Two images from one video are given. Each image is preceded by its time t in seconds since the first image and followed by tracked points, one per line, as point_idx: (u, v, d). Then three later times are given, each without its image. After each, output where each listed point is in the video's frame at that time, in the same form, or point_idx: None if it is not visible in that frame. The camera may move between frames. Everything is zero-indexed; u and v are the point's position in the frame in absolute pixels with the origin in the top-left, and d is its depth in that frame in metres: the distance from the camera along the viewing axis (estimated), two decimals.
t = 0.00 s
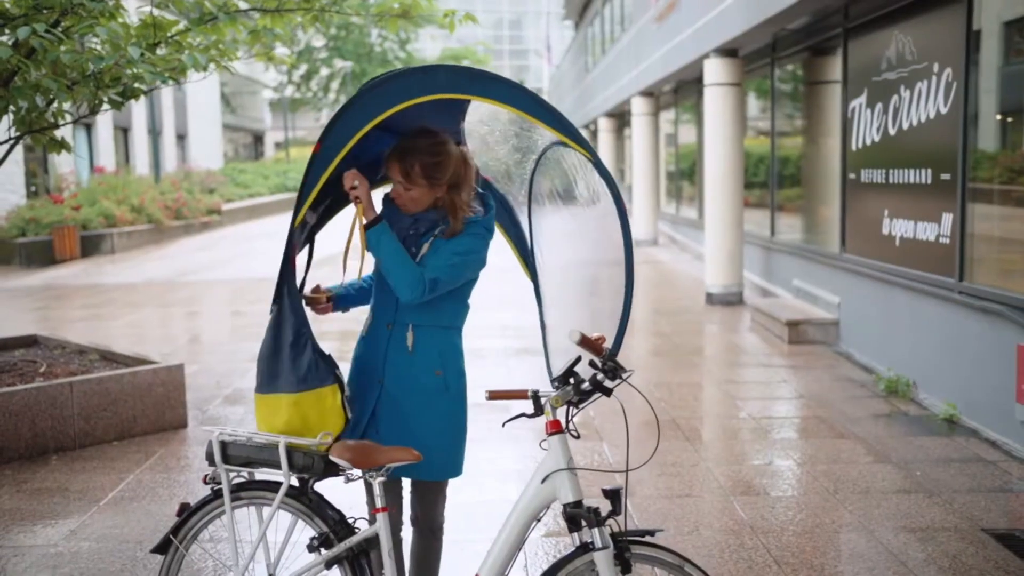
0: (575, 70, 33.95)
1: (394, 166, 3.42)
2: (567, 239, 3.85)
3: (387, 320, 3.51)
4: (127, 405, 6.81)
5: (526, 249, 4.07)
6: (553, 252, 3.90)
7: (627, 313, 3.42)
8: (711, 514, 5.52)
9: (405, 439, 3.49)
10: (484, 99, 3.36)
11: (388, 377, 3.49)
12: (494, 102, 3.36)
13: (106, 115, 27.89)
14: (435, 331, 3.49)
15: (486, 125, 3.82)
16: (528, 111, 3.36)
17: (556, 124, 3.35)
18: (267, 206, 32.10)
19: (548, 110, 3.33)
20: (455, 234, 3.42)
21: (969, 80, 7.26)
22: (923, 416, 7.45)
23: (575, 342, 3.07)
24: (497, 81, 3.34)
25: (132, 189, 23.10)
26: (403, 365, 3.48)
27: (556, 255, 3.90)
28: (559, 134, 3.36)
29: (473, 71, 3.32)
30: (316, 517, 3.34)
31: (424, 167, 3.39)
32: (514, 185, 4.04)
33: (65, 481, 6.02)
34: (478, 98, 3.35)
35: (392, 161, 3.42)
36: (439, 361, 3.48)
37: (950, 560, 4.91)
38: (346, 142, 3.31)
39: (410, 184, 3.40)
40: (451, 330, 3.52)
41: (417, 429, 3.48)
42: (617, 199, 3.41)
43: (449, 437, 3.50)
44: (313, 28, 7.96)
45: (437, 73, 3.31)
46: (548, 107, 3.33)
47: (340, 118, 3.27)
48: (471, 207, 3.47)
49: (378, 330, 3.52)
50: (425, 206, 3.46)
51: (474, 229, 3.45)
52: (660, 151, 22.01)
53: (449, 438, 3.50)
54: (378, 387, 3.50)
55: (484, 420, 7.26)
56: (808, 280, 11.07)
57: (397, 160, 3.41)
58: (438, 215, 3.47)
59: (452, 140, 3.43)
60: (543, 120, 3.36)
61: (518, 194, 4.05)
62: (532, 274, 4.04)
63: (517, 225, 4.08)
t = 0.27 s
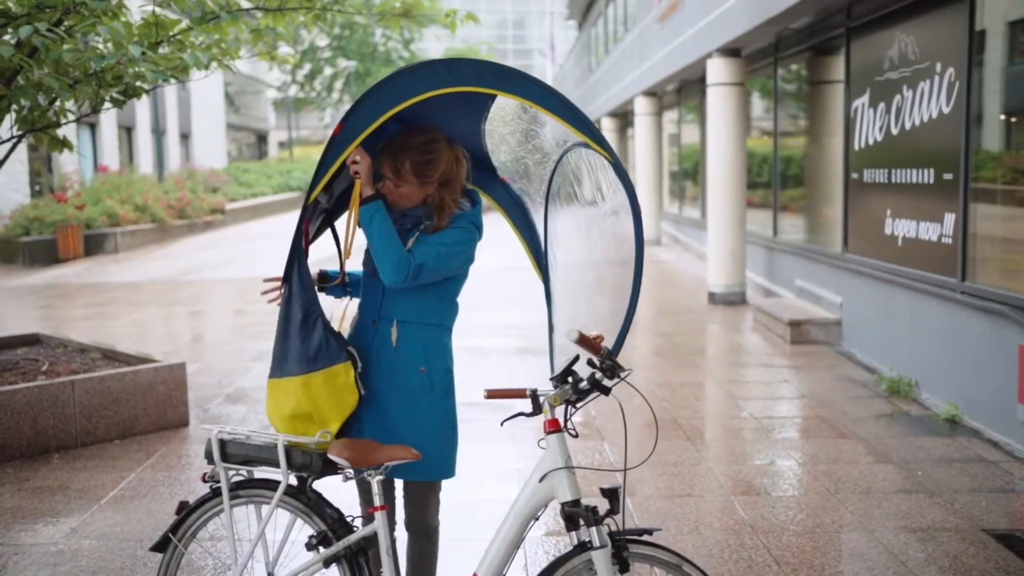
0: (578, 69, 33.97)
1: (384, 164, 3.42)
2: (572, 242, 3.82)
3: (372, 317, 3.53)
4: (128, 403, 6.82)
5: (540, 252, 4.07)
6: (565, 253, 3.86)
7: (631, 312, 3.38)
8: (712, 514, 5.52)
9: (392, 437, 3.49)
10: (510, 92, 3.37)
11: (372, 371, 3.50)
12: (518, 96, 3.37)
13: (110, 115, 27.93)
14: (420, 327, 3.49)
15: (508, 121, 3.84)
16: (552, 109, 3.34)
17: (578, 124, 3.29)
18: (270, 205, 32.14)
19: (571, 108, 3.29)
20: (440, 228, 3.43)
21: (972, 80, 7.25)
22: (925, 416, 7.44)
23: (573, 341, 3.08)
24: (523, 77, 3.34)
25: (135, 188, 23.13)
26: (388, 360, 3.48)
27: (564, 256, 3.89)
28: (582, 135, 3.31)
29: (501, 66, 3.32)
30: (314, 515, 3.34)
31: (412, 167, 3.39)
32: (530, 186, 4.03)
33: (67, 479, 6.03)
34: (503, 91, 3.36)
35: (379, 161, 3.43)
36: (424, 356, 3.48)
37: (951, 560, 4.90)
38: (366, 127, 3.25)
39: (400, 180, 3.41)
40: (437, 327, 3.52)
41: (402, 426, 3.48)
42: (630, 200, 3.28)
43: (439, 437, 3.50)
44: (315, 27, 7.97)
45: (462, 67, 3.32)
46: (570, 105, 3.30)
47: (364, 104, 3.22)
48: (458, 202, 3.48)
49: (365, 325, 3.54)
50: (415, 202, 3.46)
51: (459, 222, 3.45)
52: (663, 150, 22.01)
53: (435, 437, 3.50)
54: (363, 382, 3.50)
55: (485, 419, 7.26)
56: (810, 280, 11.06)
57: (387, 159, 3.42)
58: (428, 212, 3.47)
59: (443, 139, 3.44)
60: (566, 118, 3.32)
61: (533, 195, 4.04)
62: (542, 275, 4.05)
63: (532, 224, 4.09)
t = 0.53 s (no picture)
0: (584, 69, 33.97)
1: (388, 160, 3.42)
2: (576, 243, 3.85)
3: (369, 317, 3.53)
4: (132, 402, 6.84)
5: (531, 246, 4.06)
6: (562, 248, 3.90)
7: (632, 309, 3.40)
8: (714, 514, 5.51)
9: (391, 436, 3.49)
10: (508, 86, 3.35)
11: (371, 371, 3.50)
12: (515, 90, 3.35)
13: (116, 114, 27.99)
14: (418, 326, 3.49)
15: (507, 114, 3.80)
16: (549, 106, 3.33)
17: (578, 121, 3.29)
18: (276, 204, 32.19)
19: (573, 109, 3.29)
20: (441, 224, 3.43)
21: (978, 80, 7.23)
22: (930, 416, 7.42)
23: (571, 340, 3.07)
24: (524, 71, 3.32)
25: (141, 188, 23.18)
26: (386, 360, 3.48)
27: (564, 255, 3.90)
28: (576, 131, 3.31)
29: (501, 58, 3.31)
30: (314, 514, 3.35)
31: (416, 162, 3.39)
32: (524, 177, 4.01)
33: (70, 478, 6.04)
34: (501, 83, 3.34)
35: (383, 156, 3.43)
36: (422, 356, 3.48)
37: (954, 561, 4.89)
38: (362, 110, 3.22)
39: (402, 177, 3.41)
40: (434, 326, 3.52)
41: (400, 425, 3.48)
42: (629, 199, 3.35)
43: (438, 433, 3.51)
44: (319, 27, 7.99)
45: (461, 57, 3.29)
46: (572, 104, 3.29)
47: (357, 87, 3.20)
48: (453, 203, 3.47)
49: (362, 325, 3.54)
50: (414, 200, 3.45)
51: (456, 219, 3.45)
52: (668, 150, 21.99)
53: (434, 436, 3.50)
54: (363, 383, 3.50)
55: (487, 419, 7.26)
56: (815, 280, 11.04)
57: (391, 155, 3.41)
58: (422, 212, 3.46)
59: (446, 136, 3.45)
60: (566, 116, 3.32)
61: (526, 187, 4.02)
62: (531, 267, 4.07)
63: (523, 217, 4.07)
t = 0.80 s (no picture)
0: (590, 68, 33.96)
1: (391, 157, 3.40)
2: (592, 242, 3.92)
3: (380, 318, 3.50)
4: (137, 401, 6.85)
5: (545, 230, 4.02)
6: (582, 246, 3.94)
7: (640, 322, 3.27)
8: (718, 514, 5.50)
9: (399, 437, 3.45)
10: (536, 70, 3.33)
11: (387, 372, 3.47)
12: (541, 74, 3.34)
13: (124, 114, 28.06)
14: (428, 325, 3.47)
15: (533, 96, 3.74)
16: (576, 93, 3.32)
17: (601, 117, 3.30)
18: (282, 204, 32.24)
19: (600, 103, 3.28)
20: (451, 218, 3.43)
21: (983, 80, 7.22)
22: (935, 417, 7.40)
23: (570, 340, 3.05)
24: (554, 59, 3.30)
25: (148, 187, 23.23)
26: (399, 362, 3.46)
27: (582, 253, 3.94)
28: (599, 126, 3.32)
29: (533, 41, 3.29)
30: (315, 513, 3.35)
31: (421, 156, 3.38)
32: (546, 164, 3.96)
33: (75, 476, 6.06)
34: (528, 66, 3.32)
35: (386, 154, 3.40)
36: (434, 356, 3.45)
37: (958, 563, 4.88)
38: (392, 77, 3.13)
39: (409, 173, 3.40)
40: (444, 324, 3.49)
41: (409, 425, 3.44)
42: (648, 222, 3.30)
43: (449, 431, 3.46)
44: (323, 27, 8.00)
45: (495, 34, 3.25)
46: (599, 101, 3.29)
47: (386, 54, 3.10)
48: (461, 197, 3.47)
49: (373, 329, 3.51)
50: (421, 196, 3.45)
51: (464, 214, 3.44)
52: (675, 150, 21.98)
53: (448, 435, 3.45)
54: (376, 387, 3.47)
55: (491, 418, 7.26)
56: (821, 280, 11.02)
57: (393, 149, 3.39)
58: (429, 208, 3.45)
59: (446, 130, 3.44)
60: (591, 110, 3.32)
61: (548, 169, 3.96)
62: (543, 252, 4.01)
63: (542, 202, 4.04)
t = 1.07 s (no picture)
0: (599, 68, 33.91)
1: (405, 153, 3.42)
2: (598, 242, 3.90)
3: (412, 316, 3.50)
4: (144, 400, 6.87)
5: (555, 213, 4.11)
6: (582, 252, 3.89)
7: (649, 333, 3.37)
8: (724, 515, 5.49)
9: (428, 432, 3.47)
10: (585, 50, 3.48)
11: (418, 369, 3.47)
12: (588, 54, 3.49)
13: (133, 113, 28.14)
14: (458, 322, 3.48)
15: (577, 74, 3.86)
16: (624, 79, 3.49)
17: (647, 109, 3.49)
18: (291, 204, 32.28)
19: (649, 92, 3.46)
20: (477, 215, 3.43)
21: (992, 80, 7.19)
22: (943, 419, 7.37)
23: (573, 339, 3.04)
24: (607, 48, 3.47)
25: (157, 186, 23.30)
26: (429, 360, 3.46)
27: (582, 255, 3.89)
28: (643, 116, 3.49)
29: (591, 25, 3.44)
30: (318, 513, 3.35)
31: (432, 151, 3.40)
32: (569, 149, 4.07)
33: (82, 475, 6.08)
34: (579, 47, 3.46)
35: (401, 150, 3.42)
36: (465, 353, 3.47)
37: (964, 565, 4.86)
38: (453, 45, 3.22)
39: (424, 169, 3.41)
40: (473, 323, 3.51)
41: (438, 421, 3.45)
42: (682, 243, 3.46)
43: (480, 429, 3.48)
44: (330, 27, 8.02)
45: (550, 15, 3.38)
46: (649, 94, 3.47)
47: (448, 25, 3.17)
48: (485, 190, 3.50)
49: (404, 325, 3.52)
50: (443, 193, 3.47)
51: (490, 209, 3.45)
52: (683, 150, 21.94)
53: (481, 429, 3.49)
54: (407, 383, 3.47)
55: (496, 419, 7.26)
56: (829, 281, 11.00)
57: (411, 141, 3.41)
58: (451, 203, 3.47)
59: (449, 123, 3.44)
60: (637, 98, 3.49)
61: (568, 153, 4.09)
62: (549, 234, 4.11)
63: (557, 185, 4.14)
